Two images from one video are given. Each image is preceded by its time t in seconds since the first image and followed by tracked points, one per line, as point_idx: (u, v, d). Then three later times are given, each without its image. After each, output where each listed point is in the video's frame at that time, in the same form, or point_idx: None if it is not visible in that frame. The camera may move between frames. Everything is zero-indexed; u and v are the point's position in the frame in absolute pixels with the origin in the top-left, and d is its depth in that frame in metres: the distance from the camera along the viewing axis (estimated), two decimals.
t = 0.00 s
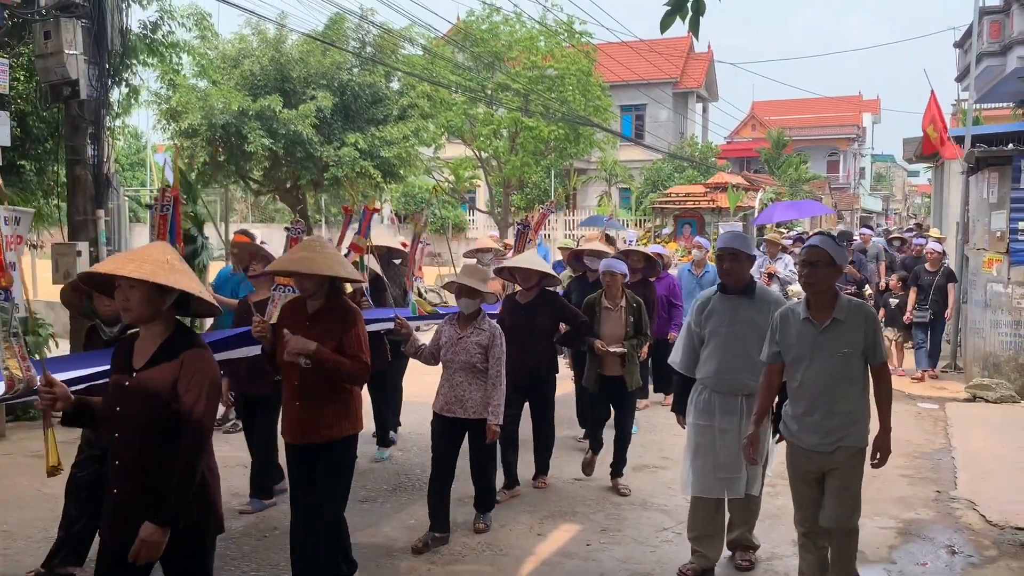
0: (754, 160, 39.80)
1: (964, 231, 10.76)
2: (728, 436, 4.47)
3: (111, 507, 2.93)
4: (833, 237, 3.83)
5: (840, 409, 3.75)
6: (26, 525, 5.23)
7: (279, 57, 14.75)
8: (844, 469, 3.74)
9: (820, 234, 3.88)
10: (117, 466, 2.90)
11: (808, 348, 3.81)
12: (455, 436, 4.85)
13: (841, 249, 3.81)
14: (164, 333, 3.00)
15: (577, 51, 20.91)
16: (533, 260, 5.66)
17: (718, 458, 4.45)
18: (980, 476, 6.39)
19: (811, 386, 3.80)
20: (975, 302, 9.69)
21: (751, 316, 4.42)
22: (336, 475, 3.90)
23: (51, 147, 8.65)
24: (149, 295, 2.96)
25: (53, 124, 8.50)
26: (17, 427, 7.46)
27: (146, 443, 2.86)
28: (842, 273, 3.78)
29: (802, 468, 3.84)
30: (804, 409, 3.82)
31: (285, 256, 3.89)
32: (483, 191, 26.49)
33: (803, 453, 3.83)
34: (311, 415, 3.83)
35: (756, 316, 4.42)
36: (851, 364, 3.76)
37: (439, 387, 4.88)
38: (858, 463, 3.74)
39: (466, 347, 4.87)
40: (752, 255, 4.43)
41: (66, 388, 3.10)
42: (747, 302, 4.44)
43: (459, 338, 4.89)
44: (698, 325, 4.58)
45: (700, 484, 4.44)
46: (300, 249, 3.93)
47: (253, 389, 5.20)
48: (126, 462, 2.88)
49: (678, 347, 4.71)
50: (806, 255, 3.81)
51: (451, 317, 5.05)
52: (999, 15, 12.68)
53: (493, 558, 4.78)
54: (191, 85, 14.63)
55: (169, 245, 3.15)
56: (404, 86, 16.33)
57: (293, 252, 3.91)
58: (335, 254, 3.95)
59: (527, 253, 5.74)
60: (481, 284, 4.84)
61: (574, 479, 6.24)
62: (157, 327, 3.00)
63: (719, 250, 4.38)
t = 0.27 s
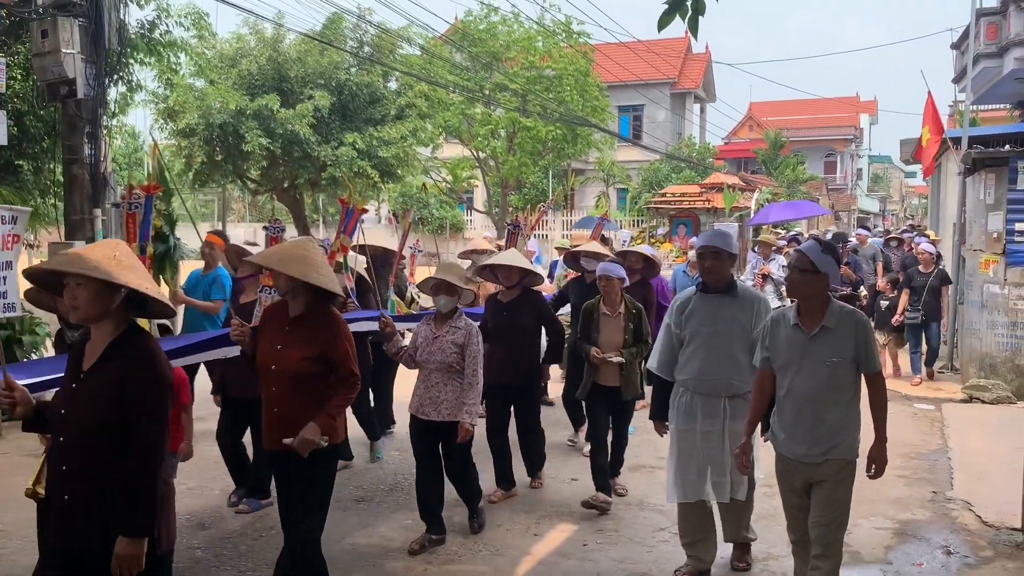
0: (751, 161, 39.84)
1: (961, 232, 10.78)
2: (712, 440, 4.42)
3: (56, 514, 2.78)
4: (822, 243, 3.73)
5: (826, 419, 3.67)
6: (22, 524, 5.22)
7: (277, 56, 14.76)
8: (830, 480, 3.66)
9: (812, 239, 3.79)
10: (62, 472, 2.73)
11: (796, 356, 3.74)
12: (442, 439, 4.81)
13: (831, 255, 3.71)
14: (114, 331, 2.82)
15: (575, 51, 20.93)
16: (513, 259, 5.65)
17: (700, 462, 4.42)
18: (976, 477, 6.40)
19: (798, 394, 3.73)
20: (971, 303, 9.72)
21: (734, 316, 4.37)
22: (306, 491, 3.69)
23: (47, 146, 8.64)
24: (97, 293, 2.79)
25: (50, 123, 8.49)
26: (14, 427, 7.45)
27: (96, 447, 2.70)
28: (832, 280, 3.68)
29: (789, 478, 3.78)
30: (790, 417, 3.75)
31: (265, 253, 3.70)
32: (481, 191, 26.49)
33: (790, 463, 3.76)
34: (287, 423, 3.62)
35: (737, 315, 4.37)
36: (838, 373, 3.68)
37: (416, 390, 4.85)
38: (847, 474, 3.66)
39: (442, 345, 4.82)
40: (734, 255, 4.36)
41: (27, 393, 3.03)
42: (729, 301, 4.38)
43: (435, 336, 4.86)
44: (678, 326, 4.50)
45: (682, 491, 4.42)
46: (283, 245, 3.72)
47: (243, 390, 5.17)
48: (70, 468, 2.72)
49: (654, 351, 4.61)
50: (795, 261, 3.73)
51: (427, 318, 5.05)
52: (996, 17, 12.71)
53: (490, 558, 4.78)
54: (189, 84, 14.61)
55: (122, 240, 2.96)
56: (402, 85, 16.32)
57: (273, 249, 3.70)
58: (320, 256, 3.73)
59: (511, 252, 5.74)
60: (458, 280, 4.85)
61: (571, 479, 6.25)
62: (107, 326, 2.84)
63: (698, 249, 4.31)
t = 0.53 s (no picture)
0: (747, 163, 39.91)
1: (956, 234, 10.82)
2: (698, 442, 4.28)
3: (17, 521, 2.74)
4: (825, 245, 3.74)
5: (813, 424, 3.67)
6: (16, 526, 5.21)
7: (274, 57, 14.75)
8: (816, 493, 3.67)
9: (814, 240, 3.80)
10: (23, 477, 2.71)
11: (789, 360, 3.73)
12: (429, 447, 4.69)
13: (831, 258, 3.72)
14: (75, 334, 2.80)
15: (571, 53, 20.95)
16: (499, 260, 5.51)
17: (690, 464, 4.30)
18: (971, 478, 6.42)
19: (789, 398, 3.72)
20: (966, 305, 9.76)
21: (723, 319, 4.27)
22: (304, 493, 3.63)
23: (43, 146, 8.63)
24: (57, 295, 2.78)
25: (46, 123, 8.47)
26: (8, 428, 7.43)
27: (59, 447, 2.66)
28: (829, 283, 3.69)
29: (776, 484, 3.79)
30: (779, 421, 3.75)
31: (254, 250, 3.62)
32: (478, 192, 26.50)
33: (777, 470, 3.77)
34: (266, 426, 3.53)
35: (726, 318, 4.27)
36: (830, 379, 3.65)
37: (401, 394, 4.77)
38: (835, 486, 3.65)
39: (425, 349, 4.71)
40: (724, 257, 4.31)
41: None
42: (718, 304, 4.29)
43: (418, 339, 4.74)
44: (665, 327, 4.38)
45: (674, 495, 4.32)
46: (271, 245, 3.63)
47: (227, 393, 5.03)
48: (30, 472, 2.69)
49: (639, 350, 4.43)
50: (794, 261, 3.74)
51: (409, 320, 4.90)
52: (991, 20, 12.75)
53: (485, 559, 4.78)
54: (185, 85, 14.60)
55: (85, 241, 2.95)
56: (399, 87, 16.32)
57: (261, 247, 3.61)
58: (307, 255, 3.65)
59: (498, 253, 5.58)
60: (440, 282, 4.71)
61: (567, 481, 6.25)
62: (68, 328, 2.81)
63: (689, 250, 4.29)
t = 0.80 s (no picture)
0: (743, 165, 39.99)
1: (950, 237, 10.85)
2: (682, 455, 4.15)
3: None
4: (814, 246, 3.57)
5: (801, 432, 3.50)
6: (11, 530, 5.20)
7: (269, 60, 14.74)
8: (807, 505, 3.52)
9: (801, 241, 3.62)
10: None
11: (777, 366, 3.57)
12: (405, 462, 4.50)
13: (820, 259, 3.54)
14: (38, 340, 2.79)
15: (567, 55, 20.96)
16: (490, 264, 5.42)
17: (676, 477, 4.13)
18: (965, 481, 6.44)
19: (776, 407, 3.56)
20: (960, 308, 9.79)
21: (712, 330, 4.11)
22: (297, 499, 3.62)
23: (38, 148, 8.62)
24: (21, 301, 2.78)
25: (41, 125, 8.46)
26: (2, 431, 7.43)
27: (30, 453, 2.67)
28: (821, 286, 3.52)
29: (757, 490, 3.65)
30: (769, 427, 3.60)
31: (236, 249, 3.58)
32: (473, 195, 26.52)
33: (767, 481, 3.61)
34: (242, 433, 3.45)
35: (715, 329, 4.10)
36: (819, 386, 3.48)
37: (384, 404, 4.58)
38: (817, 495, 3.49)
39: (409, 357, 4.53)
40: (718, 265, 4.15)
41: None
42: (709, 314, 4.12)
43: (402, 347, 4.55)
44: (655, 335, 4.23)
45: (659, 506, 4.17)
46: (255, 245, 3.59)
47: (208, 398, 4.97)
48: None
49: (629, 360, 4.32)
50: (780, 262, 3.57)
51: (393, 327, 4.71)
52: (985, 23, 12.80)
53: (480, 562, 4.78)
54: (181, 87, 14.60)
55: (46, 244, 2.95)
56: (394, 89, 16.32)
57: (244, 247, 3.57)
58: (286, 257, 3.60)
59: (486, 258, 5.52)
60: (423, 289, 4.55)
61: (562, 484, 6.26)
62: (31, 333, 2.80)
63: (682, 256, 4.13)
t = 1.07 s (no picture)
0: (739, 168, 40.04)
1: (946, 240, 10.88)
2: (674, 464, 4.07)
3: None
4: (787, 255, 3.43)
5: (785, 448, 3.39)
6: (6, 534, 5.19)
7: (265, 63, 14.73)
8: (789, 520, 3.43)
9: (776, 249, 3.49)
10: None
11: (757, 380, 3.45)
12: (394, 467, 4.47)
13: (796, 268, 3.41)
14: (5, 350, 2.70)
15: (563, 59, 20.98)
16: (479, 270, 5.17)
17: (663, 484, 4.09)
18: (961, 484, 6.45)
19: (757, 422, 3.44)
20: (956, 311, 9.82)
21: (706, 334, 4.03)
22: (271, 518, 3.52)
23: (33, 152, 8.61)
24: None
25: (36, 129, 8.46)
26: None
27: None
28: (798, 295, 3.39)
29: (741, 508, 3.52)
30: (750, 444, 3.46)
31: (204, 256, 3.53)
32: (470, 198, 26.51)
33: (750, 499, 3.49)
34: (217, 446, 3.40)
35: (710, 336, 4.02)
36: (801, 398, 3.37)
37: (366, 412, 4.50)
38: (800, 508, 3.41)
39: (393, 362, 4.47)
40: (717, 269, 4.06)
41: None
42: (704, 318, 4.06)
43: (386, 351, 4.51)
44: (651, 338, 4.20)
45: (646, 514, 4.12)
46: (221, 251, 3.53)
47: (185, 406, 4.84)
48: None
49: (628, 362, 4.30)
50: (755, 273, 3.43)
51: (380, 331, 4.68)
52: (980, 27, 12.82)
53: (476, 566, 4.78)
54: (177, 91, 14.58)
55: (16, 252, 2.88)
56: (391, 92, 16.30)
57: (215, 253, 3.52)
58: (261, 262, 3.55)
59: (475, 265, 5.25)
60: (410, 294, 4.50)
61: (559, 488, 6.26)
62: None
63: (680, 257, 4.06)
